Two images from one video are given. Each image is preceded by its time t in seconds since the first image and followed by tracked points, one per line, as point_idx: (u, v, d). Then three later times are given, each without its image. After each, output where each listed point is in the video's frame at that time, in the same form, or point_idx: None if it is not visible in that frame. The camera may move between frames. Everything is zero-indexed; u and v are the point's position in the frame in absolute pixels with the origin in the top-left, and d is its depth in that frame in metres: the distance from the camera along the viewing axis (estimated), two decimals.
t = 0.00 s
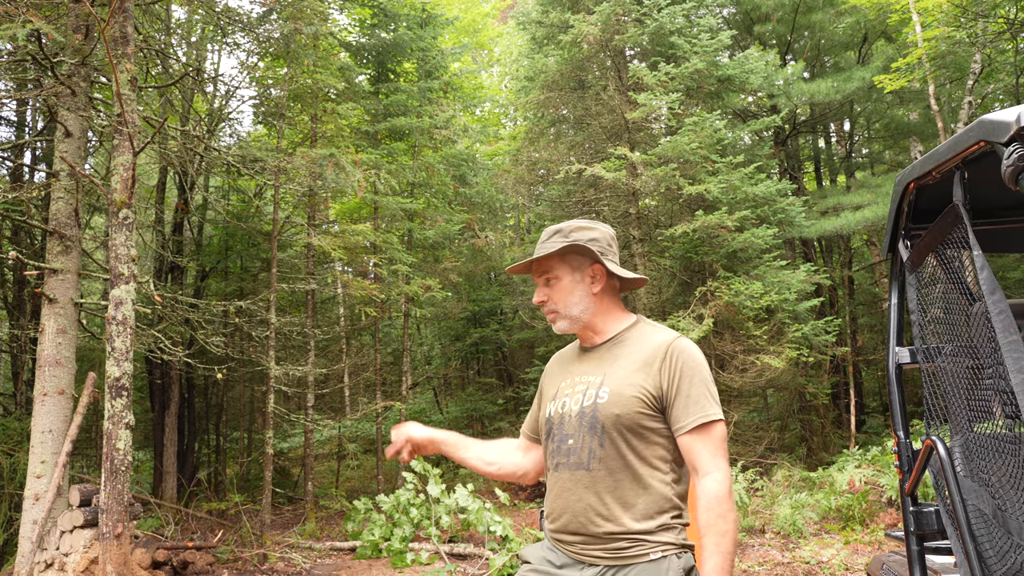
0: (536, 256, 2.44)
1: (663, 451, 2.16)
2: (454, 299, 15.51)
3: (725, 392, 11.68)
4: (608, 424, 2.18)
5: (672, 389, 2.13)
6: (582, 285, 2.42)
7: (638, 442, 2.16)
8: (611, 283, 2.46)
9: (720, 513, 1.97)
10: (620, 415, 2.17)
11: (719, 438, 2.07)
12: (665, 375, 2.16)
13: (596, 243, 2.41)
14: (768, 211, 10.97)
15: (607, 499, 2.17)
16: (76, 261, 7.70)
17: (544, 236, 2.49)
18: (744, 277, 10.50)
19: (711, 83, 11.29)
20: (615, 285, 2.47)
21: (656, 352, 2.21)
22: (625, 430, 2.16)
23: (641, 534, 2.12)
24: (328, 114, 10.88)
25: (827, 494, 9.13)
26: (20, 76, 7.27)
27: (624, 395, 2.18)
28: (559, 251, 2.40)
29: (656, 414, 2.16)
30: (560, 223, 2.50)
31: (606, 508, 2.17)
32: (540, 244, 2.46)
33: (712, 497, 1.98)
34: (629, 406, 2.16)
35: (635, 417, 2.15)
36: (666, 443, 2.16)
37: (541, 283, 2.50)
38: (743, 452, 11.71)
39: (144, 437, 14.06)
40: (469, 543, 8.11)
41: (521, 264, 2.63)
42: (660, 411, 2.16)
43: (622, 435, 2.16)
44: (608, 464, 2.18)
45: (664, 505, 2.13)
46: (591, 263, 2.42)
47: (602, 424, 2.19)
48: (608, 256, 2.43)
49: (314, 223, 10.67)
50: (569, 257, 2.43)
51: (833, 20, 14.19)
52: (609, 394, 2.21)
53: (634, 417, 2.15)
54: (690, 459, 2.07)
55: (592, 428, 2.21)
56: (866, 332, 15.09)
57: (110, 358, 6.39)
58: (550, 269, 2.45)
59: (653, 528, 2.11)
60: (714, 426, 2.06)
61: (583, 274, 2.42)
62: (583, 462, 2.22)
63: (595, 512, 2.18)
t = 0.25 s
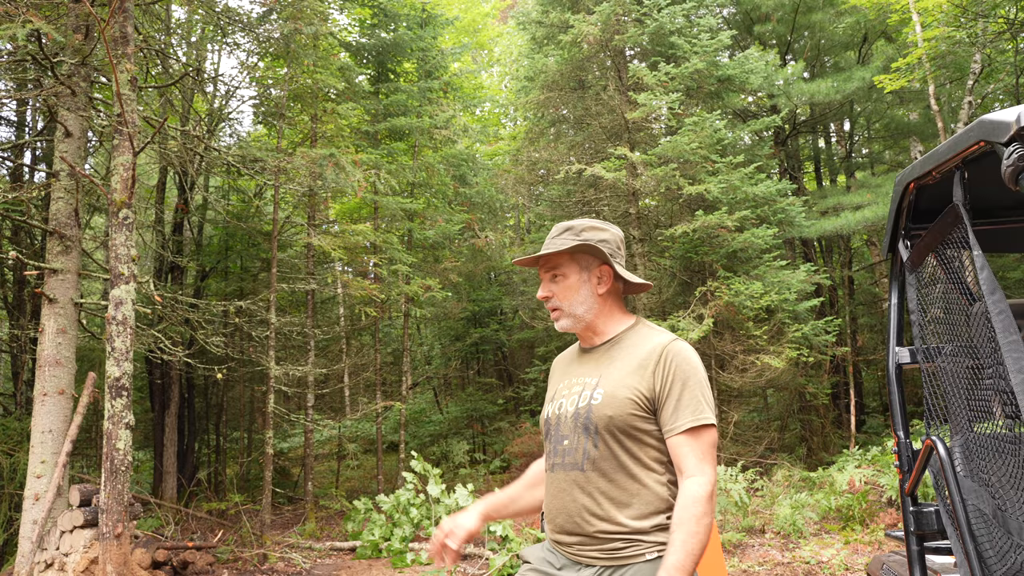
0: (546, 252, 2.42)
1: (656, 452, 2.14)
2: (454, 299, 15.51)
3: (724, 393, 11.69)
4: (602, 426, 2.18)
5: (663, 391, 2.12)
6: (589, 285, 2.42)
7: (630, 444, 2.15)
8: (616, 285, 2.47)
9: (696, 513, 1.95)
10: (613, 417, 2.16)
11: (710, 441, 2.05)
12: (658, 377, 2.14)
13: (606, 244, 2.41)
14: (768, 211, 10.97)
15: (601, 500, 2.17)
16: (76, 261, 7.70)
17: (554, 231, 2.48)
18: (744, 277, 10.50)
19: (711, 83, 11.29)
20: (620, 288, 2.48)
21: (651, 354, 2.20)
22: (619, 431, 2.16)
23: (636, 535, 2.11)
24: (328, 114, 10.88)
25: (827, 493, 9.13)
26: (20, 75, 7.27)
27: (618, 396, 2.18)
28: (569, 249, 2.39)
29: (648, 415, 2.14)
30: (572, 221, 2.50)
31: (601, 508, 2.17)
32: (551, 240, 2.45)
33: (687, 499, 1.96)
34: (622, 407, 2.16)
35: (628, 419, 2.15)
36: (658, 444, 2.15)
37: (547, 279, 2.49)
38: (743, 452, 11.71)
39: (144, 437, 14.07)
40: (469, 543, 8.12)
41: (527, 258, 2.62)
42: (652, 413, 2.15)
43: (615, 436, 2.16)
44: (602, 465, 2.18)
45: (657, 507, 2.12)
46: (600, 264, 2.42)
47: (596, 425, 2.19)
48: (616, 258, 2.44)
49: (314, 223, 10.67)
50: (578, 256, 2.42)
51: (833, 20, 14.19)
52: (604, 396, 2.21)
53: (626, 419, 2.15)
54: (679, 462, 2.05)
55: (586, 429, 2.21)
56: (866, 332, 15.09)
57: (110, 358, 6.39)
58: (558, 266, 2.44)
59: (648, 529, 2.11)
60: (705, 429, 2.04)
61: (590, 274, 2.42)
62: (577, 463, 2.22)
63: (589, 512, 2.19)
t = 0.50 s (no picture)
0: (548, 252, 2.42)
1: (655, 452, 2.14)
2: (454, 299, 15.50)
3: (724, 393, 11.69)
4: (603, 427, 2.18)
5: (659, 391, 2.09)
6: (591, 285, 2.42)
7: (630, 443, 2.14)
8: (618, 285, 2.46)
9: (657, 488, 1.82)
10: (614, 417, 2.16)
11: (706, 439, 1.94)
12: (658, 374, 2.11)
13: (609, 245, 2.41)
14: (768, 211, 10.97)
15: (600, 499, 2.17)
16: (76, 261, 7.70)
17: (558, 231, 2.48)
18: (744, 277, 10.50)
19: (711, 83, 11.29)
20: (623, 289, 2.48)
21: (651, 352, 2.18)
22: (620, 432, 2.15)
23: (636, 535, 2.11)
24: (328, 114, 10.88)
25: (827, 493, 9.13)
26: (20, 75, 7.27)
27: (618, 396, 2.17)
28: (571, 249, 2.39)
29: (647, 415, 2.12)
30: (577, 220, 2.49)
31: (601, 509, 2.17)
32: (553, 239, 2.45)
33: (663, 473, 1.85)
34: (623, 407, 2.15)
35: (628, 419, 2.14)
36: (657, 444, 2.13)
37: (549, 278, 2.49)
38: (743, 452, 11.70)
39: (144, 437, 14.07)
40: (469, 543, 8.11)
41: (530, 257, 2.62)
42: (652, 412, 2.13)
43: (615, 436, 2.16)
44: (603, 465, 2.18)
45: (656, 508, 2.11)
46: (603, 264, 2.42)
47: (597, 426, 2.19)
48: (619, 259, 2.44)
49: (314, 223, 10.67)
50: (581, 257, 2.42)
51: (833, 20, 14.18)
52: (604, 396, 2.20)
53: (627, 419, 2.14)
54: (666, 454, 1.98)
55: (587, 430, 2.21)
56: (867, 332, 15.09)
57: (110, 358, 6.39)
58: (560, 266, 2.44)
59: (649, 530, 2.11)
60: (695, 426, 1.95)
61: (592, 274, 2.42)
62: (579, 463, 2.23)
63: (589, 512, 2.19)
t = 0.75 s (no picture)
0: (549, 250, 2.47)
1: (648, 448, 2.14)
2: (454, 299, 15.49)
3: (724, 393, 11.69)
4: (597, 423, 2.18)
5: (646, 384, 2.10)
6: (590, 285, 2.42)
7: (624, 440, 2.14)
8: (622, 287, 2.43)
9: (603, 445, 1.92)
10: (607, 414, 2.16)
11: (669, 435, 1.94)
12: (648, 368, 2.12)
13: (610, 245, 2.40)
14: (768, 211, 10.97)
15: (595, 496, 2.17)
16: (76, 261, 7.70)
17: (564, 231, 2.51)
18: (744, 277, 10.50)
19: (711, 83, 11.29)
20: (628, 290, 2.44)
21: (644, 348, 2.19)
22: (611, 428, 2.16)
23: (632, 535, 2.12)
24: (328, 114, 10.88)
25: (827, 494, 9.13)
26: (20, 75, 7.27)
27: (610, 392, 2.18)
28: (569, 249, 2.42)
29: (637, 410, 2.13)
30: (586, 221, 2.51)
31: (596, 504, 2.17)
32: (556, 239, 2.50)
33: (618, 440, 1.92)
34: (616, 403, 2.15)
35: (621, 414, 2.14)
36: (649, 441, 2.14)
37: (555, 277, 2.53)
38: (743, 452, 11.70)
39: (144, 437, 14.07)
40: (469, 543, 8.11)
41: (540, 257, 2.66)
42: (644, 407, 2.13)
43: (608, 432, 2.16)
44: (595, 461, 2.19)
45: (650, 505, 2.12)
46: (603, 264, 2.41)
47: (591, 422, 2.20)
48: (621, 259, 2.42)
49: (314, 223, 10.67)
50: (582, 256, 2.44)
51: (833, 20, 14.17)
52: (598, 393, 2.21)
53: (620, 414, 2.15)
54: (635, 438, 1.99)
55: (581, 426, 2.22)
56: (867, 332, 15.09)
57: (110, 358, 6.39)
58: (563, 265, 2.47)
59: (645, 529, 2.12)
60: (663, 415, 1.96)
61: (593, 274, 2.42)
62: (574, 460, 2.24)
63: (583, 508, 2.20)
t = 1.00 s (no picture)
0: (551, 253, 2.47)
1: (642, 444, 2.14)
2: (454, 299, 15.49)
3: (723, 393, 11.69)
4: (592, 420, 2.19)
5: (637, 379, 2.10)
6: (593, 286, 2.42)
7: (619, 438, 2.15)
8: (623, 285, 2.43)
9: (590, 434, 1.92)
10: (601, 410, 2.18)
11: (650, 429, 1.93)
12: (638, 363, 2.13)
13: (612, 245, 2.39)
14: (768, 211, 10.97)
15: (593, 494, 2.17)
16: (76, 261, 7.70)
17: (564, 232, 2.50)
18: (744, 277, 10.50)
19: (711, 83, 11.29)
20: (630, 288, 2.44)
21: (637, 344, 2.20)
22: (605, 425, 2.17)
23: (630, 534, 2.12)
24: (328, 114, 10.87)
25: (827, 494, 9.13)
26: (20, 75, 7.27)
27: (604, 388, 2.20)
28: (570, 251, 2.41)
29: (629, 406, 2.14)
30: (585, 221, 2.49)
31: (593, 503, 2.18)
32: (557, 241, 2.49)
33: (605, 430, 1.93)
34: (610, 400, 2.16)
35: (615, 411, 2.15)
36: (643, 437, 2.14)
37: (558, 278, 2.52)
38: (743, 452, 11.70)
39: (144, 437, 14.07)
40: (469, 543, 8.11)
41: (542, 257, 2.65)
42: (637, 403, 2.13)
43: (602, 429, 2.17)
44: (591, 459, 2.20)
45: (646, 503, 2.12)
46: (604, 264, 2.41)
47: (587, 419, 2.21)
48: (622, 259, 2.41)
49: (314, 223, 10.67)
50: (584, 257, 2.43)
51: (833, 20, 14.16)
52: (594, 390, 2.23)
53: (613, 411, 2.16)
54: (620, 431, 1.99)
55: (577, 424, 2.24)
56: (867, 332, 15.09)
57: (110, 358, 6.39)
58: (565, 267, 2.47)
59: (643, 528, 2.12)
60: (647, 408, 1.96)
61: (595, 274, 2.42)
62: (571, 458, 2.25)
63: (581, 507, 2.20)
